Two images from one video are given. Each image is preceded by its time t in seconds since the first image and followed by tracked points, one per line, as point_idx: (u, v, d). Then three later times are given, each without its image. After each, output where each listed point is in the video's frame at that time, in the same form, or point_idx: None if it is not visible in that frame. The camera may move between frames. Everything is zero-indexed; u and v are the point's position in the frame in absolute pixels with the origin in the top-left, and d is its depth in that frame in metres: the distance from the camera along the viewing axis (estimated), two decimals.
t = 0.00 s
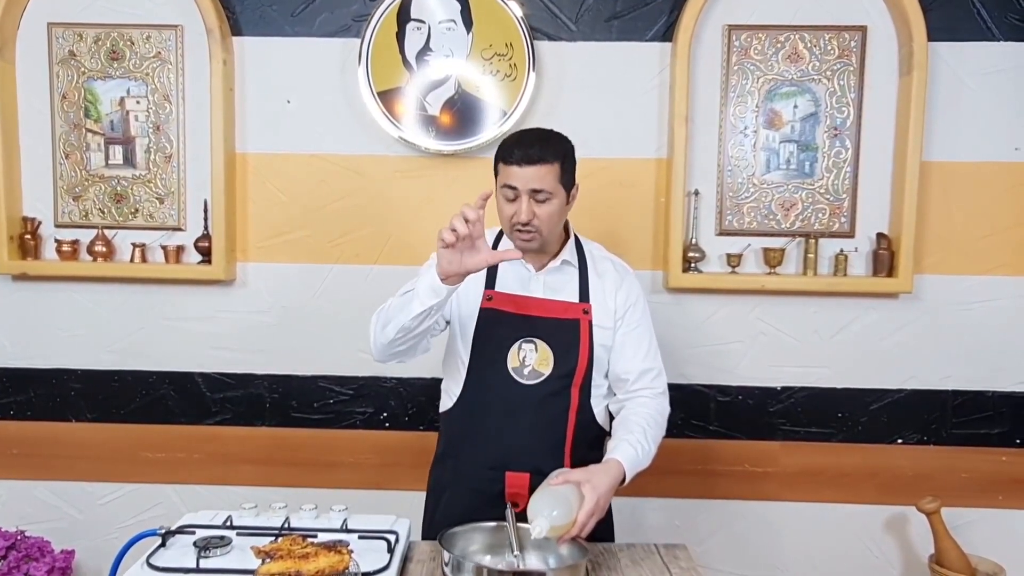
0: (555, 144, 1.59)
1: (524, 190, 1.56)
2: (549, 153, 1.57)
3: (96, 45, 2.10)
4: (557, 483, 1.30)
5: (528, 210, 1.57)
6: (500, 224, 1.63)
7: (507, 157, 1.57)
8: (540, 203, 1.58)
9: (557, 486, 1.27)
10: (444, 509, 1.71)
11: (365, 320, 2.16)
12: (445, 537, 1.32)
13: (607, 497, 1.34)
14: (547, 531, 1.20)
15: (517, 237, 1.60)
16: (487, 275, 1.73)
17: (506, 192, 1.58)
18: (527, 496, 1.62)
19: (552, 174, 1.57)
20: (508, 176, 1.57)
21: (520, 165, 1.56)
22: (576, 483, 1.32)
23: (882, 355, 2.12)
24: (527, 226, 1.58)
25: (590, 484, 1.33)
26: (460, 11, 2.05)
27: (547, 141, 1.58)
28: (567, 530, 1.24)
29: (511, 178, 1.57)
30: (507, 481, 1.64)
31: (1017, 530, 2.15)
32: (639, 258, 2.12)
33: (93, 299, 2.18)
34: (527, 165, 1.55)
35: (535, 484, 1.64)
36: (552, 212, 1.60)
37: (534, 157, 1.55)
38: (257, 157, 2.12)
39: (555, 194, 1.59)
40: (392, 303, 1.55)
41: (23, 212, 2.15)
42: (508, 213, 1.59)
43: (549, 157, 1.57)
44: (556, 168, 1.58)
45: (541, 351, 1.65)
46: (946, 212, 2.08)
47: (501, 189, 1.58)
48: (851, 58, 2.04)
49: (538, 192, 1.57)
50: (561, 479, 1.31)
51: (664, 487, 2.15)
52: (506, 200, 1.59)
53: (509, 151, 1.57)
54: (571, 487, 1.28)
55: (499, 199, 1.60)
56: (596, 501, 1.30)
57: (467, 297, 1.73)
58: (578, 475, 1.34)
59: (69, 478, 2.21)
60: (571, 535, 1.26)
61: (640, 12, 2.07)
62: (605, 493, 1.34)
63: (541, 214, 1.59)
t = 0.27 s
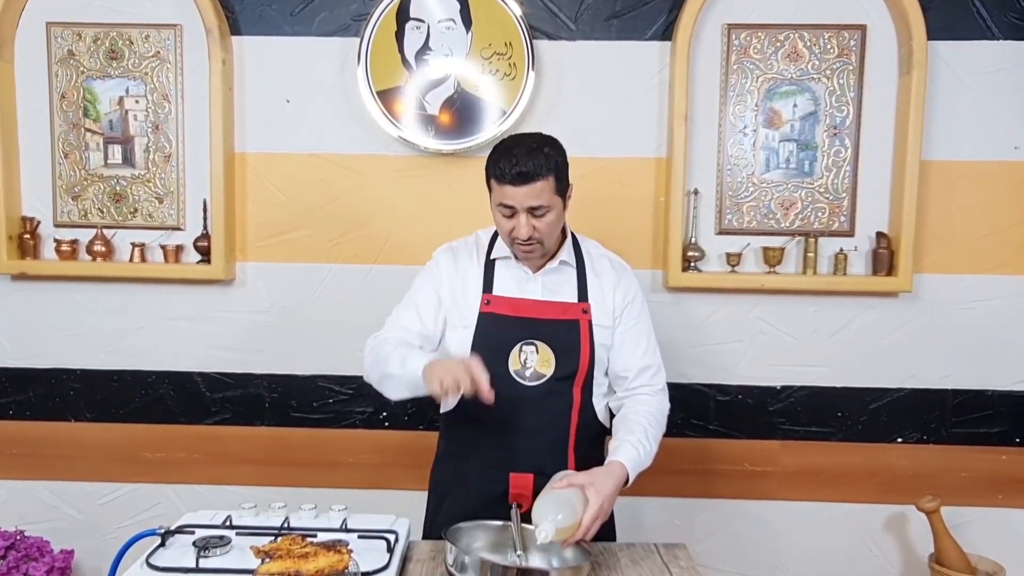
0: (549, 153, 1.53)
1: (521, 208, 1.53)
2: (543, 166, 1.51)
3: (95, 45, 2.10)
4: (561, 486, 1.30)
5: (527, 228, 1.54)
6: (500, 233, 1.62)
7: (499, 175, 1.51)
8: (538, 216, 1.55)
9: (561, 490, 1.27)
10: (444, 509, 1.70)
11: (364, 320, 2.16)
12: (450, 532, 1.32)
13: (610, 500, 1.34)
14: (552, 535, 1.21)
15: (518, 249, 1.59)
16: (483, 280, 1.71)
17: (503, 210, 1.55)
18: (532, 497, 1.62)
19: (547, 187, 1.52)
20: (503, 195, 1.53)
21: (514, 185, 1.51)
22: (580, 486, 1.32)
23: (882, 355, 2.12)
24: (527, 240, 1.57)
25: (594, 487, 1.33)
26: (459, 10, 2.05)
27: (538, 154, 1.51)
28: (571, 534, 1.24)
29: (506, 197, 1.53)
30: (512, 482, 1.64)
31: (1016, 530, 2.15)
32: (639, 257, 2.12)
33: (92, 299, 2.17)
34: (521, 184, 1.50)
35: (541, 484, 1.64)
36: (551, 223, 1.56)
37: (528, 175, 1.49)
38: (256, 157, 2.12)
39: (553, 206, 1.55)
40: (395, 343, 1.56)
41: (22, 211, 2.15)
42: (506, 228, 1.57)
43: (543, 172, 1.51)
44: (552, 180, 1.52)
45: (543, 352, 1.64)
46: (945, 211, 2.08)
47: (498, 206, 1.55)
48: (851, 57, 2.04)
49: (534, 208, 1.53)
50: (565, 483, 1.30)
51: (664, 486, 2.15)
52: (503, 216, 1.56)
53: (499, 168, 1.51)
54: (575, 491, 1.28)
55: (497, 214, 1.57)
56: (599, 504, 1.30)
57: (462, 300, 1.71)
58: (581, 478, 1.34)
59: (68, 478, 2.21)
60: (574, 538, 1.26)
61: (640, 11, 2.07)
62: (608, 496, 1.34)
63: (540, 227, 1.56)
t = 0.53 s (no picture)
0: (544, 145, 1.53)
1: (516, 200, 1.53)
2: (538, 157, 1.51)
3: (94, 44, 2.09)
4: (559, 486, 1.30)
5: (523, 219, 1.54)
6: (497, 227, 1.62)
7: (495, 167, 1.52)
8: (534, 208, 1.55)
9: (559, 490, 1.28)
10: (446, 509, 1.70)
11: (364, 320, 2.16)
12: (449, 535, 1.32)
13: (610, 498, 1.34)
14: (549, 534, 1.20)
15: (515, 242, 1.59)
16: (481, 283, 1.71)
17: (499, 202, 1.55)
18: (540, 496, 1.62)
19: (542, 179, 1.52)
20: (498, 187, 1.53)
21: (509, 176, 1.51)
22: (578, 485, 1.33)
23: (881, 354, 2.12)
24: (524, 233, 1.56)
25: (592, 486, 1.33)
26: (458, 10, 2.04)
27: (532, 146, 1.51)
28: (572, 531, 1.24)
29: (502, 189, 1.53)
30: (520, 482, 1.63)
31: (1016, 529, 2.15)
32: (639, 256, 2.12)
33: (92, 299, 2.17)
34: (516, 176, 1.51)
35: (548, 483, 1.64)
36: (548, 215, 1.56)
37: (522, 166, 1.49)
38: (255, 156, 2.12)
39: (549, 197, 1.55)
40: (419, 394, 1.58)
41: (21, 211, 2.15)
42: (502, 221, 1.57)
43: (538, 163, 1.51)
44: (547, 171, 1.52)
45: (544, 351, 1.64)
46: (945, 210, 2.08)
47: (494, 199, 1.55)
48: (851, 56, 2.04)
49: (530, 200, 1.53)
50: (564, 483, 1.32)
51: (664, 486, 2.15)
52: (500, 209, 1.56)
53: (494, 161, 1.52)
54: (573, 490, 1.28)
55: (493, 208, 1.57)
56: (598, 503, 1.31)
57: (461, 300, 1.71)
58: (579, 477, 1.34)
59: (68, 479, 2.21)
60: (574, 537, 1.26)
61: (639, 10, 2.07)
62: (607, 494, 1.34)
63: (536, 219, 1.56)
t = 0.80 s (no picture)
0: (552, 144, 1.53)
1: (526, 201, 1.52)
2: (546, 157, 1.50)
3: (93, 44, 2.09)
4: (562, 483, 1.31)
5: (532, 220, 1.54)
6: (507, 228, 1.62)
7: (503, 168, 1.52)
8: (543, 208, 1.55)
9: (561, 487, 1.28)
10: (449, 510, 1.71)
11: (364, 319, 2.15)
12: (453, 533, 1.32)
13: (614, 494, 1.34)
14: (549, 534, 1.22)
15: (526, 242, 1.59)
16: (495, 283, 1.71)
17: (508, 203, 1.54)
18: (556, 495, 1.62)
19: (551, 178, 1.52)
20: (507, 188, 1.53)
21: (517, 177, 1.51)
22: (581, 481, 1.33)
23: (882, 354, 2.12)
24: (534, 233, 1.56)
25: (596, 482, 1.34)
26: (458, 9, 2.04)
27: (539, 145, 1.51)
28: (574, 528, 1.25)
29: (511, 190, 1.53)
30: (535, 481, 1.63)
31: (1016, 528, 2.15)
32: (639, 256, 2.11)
33: (92, 299, 2.17)
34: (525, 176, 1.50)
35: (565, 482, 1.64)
36: (557, 214, 1.56)
37: (531, 167, 1.49)
38: (255, 156, 2.12)
39: (558, 196, 1.54)
40: (433, 400, 1.57)
41: (21, 211, 2.15)
42: (512, 222, 1.57)
43: (547, 162, 1.51)
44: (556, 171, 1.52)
45: (559, 349, 1.64)
46: (945, 209, 2.08)
47: (503, 200, 1.55)
48: (851, 55, 2.04)
49: (540, 200, 1.53)
50: (566, 479, 1.32)
51: (665, 485, 2.15)
52: (509, 209, 1.56)
53: (503, 161, 1.51)
54: (575, 487, 1.28)
55: (503, 208, 1.57)
56: (601, 499, 1.31)
57: (475, 299, 1.71)
58: (583, 473, 1.35)
59: (68, 479, 2.21)
60: (575, 534, 1.27)
61: (639, 9, 2.07)
62: (611, 490, 1.34)
63: (546, 219, 1.56)
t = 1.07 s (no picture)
0: (562, 141, 1.52)
1: (537, 199, 1.52)
2: (556, 155, 1.50)
3: (91, 44, 2.09)
4: (569, 480, 1.31)
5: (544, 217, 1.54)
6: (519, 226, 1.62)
7: (514, 166, 1.52)
8: (555, 206, 1.54)
9: (566, 486, 1.29)
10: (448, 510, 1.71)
11: (364, 319, 2.15)
12: (452, 532, 1.32)
13: (621, 491, 1.34)
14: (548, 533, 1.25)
15: (538, 240, 1.59)
16: (508, 283, 1.72)
17: (520, 201, 1.55)
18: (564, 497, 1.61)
19: (563, 176, 1.52)
20: (518, 186, 1.53)
21: (528, 174, 1.51)
22: (589, 478, 1.33)
23: (882, 353, 2.12)
24: (546, 231, 1.56)
25: (603, 479, 1.34)
26: (457, 8, 2.04)
27: (550, 143, 1.51)
28: (575, 527, 1.27)
29: (521, 188, 1.53)
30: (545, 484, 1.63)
31: (1016, 527, 2.15)
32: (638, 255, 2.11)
33: (91, 299, 2.17)
34: (536, 174, 1.50)
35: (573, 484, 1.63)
36: (569, 212, 1.56)
37: (541, 164, 1.49)
38: (254, 155, 2.12)
39: (570, 194, 1.54)
40: (439, 394, 1.59)
41: (20, 211, 2.14)
42: (525, 220, 1.57)
43: (558, 160, 1.50)
44: (567, 168, 1.52)
45: (571, 351, 1.64)
46: (944, 208, 2.08)
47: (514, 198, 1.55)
48: (850, 54, 2.04)
49: (551, 197, 1.52)
50: (573, 475, 1.32)
51: (665, 485, 2.15)
52: (521, 207, 1.56)
53: (513, 159, 1.52)
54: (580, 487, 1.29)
55: (514, 206, 1.57)
56: (607, 498, 1.31)
57: (489, 299, 1.72)
58: (592, 468, 1.34)
59: (67, 479, 2.20)
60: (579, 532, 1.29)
61: (637, 8, 2.07)
62: (618, 488, 1.34)
63: (557, 217, 1.55)
